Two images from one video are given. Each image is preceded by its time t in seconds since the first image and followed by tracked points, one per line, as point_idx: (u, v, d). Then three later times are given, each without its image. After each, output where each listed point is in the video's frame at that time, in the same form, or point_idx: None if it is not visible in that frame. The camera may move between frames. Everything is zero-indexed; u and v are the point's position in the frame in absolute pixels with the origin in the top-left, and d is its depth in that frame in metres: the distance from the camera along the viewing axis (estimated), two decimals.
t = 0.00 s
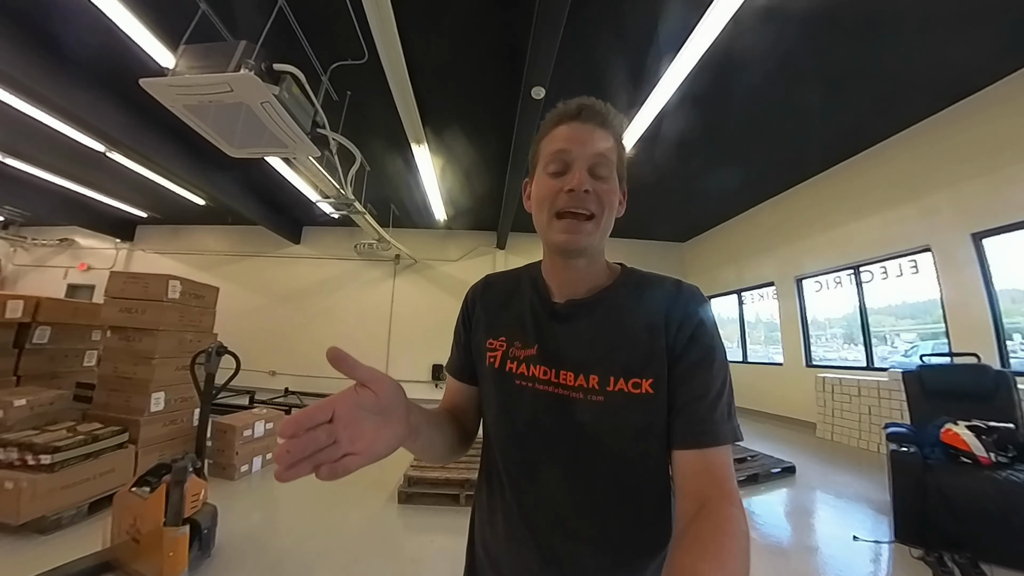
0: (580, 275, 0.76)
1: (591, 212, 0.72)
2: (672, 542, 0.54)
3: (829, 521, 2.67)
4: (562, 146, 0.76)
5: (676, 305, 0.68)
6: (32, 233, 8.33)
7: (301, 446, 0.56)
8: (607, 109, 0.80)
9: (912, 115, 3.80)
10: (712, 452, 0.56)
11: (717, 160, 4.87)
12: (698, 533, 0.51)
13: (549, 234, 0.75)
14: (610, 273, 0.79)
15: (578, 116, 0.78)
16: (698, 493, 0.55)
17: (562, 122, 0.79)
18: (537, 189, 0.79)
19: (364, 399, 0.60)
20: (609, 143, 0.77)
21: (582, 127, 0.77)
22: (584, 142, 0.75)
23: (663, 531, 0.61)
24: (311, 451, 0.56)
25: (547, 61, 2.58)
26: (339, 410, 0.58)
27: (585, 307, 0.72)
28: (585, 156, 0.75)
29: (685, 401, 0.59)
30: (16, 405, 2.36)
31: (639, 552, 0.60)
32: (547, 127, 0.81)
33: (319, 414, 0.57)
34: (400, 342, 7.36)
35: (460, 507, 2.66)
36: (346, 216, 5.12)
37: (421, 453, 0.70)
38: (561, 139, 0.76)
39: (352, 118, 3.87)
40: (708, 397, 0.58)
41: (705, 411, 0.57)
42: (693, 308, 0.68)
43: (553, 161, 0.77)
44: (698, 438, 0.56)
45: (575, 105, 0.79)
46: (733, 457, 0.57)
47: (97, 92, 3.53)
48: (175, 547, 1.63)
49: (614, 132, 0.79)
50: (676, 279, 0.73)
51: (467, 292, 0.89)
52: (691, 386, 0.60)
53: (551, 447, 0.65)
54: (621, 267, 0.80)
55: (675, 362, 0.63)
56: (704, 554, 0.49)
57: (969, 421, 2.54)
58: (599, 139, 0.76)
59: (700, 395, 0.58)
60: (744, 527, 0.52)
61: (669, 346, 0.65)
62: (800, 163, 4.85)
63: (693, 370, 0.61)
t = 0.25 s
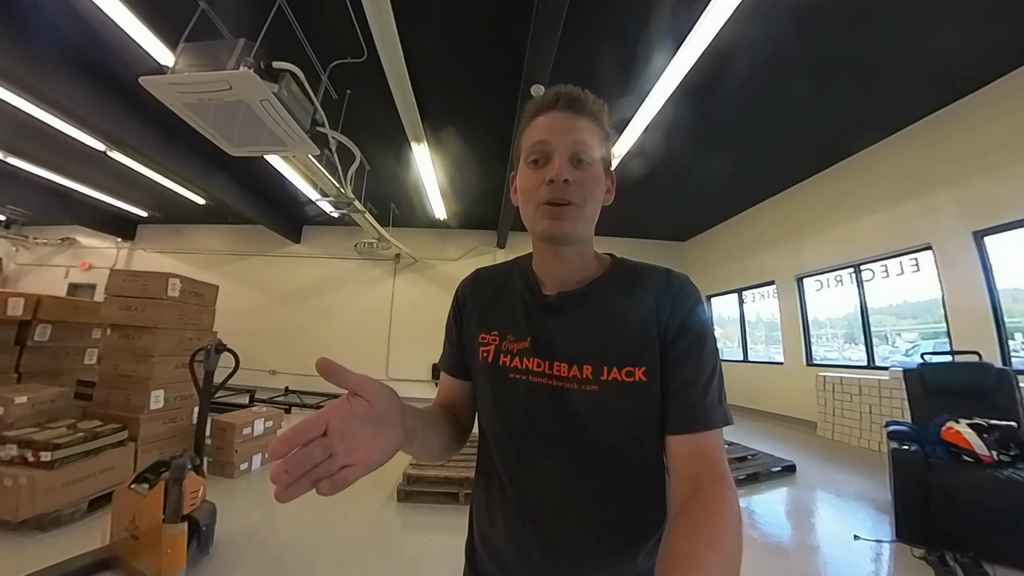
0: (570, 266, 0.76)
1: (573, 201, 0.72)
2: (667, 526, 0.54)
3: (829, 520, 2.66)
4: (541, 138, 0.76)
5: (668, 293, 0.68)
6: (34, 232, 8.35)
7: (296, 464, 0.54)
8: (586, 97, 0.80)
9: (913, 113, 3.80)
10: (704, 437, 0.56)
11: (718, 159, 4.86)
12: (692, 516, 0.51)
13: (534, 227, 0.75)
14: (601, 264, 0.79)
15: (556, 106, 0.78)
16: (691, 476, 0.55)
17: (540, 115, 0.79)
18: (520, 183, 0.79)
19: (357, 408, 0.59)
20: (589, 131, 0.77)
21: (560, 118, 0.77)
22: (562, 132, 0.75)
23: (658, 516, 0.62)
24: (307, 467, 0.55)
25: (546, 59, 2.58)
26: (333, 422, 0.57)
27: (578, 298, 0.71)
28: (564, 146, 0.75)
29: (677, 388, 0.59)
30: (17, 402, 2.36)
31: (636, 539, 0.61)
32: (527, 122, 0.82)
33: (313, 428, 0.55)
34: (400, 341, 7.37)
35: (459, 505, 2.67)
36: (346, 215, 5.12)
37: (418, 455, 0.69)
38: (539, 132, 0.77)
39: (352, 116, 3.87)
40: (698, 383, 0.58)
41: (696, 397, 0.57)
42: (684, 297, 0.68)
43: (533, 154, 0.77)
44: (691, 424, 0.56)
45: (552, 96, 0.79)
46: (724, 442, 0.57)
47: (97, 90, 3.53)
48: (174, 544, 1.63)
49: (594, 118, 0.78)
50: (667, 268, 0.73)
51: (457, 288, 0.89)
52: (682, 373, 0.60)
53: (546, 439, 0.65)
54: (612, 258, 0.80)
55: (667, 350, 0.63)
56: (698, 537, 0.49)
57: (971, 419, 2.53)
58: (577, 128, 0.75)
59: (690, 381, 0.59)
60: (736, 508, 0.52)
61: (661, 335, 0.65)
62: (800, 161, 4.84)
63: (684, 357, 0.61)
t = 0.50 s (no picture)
0: (564, 266, 0.76)
1: (565, 201, 0.72)
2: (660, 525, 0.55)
3: (829, 521, 2.66)
4: (530, 139, 0.77)
5: (662, 293, 0.70)
6: (35, 233, 8.37)
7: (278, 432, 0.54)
8: (574, 95, 0.81)
9: (912, 112, 3.80)
10: (698, 439, 0.57)
11: (718, 159, 4.87)
12: (685, 515, 0.52)
13: (526, 229, 0.75)
14: (596, 264, 0.79)
15: (543, 106, 0.79)
16: (686, 477, 0.56)
17: (527, 116, 0.80)
18: (511, 185, 0.80)
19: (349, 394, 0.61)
20: (578, 129, 0.77)
21: (548, 117, 0.78)
22: (550, 132, 0.76)
23: (653, 517, 0.63)
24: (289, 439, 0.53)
25: (545, 59, 2.58)
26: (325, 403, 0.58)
27: (572, 298, 0.72)
28: (553, 145, 0.76)
29: (673, 387, 0.60)
30: (19, 402, 2.38)
31: (630, 539, 0.61)
32: (516, 123, 0.83)
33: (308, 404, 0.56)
34: (401, 341, 7.37)
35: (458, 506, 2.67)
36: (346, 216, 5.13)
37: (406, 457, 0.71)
38: (528, 133, 0.77)
39: (351, 117, 3.88)
40: (693, 384, 0.59)
41: (691, 397, 0.58)
42: (679, 298, 0.69)
43: (523, 155, 0.78)
44: (685, 424, 0.58)
45: (539, 97, 0.80)
46: (718, 443, 0.58)
47: (98, 91, 3.54)
48: (173, 543, 1.63)
49: (583, 117, 0.80)
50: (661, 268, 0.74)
51: (449, 285, 0.89)
52: (677, 373, 0.61)
53: (540, 438, 0.66)
54: (607, 259, 0.80)
55: (663, 350, 0.64)
56: (691, 536, 0.50)
57: (971, 420, 2.53)
58: (565, 126, 0.76)
59: (685, 382, 0.60)
60: (728, 509, 0.53)
61: (656, 335, 0.66)
62: (800, 161, 4.84)
63: (680, 357, 0.62)
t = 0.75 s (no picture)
0: (563, 265, 0.77)
1: (564, 199, 0.73)
2: (663, 526, 0.57)
3: (827, 521, 2.67)
4: (529, 133, 0.78)
5: (665, 298, 0.72)
6: (38, 233, 8.41)
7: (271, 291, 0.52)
8: (574, 89, 0.81)
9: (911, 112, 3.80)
10: (701, 442, 0.60)
11: (718, 159, 4.88)
12: (689, 516, 0.54)
13: (524, 225, 0.76)
14: (595, 265, 0.81)
15: (543, 100, 0.80)
16: (688, 479, 0.59)
17: (527, 110, 0.81)
18: (510, 181, 0.81)
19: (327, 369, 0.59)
20: (577, 123, 0.78)
21: (548, 112, 0.79)
22: (551, 126, 0.77)
23: (652, 519, 0.64)
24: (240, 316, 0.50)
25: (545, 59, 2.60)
26: (309, 341, 0.57)
27: (573, 300, 0.73)
28: (552, 140, 0.77)
29: (677, 390, 0.63)
30: (22, 401, 2.40)
31: (630, 540, 0.63)
32: (516, 117, 0.84)
33: (304, 322, 0.55)
34: (402, 341, 7.40)
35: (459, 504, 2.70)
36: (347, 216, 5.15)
37: (365, 458, 0.71)
38: (527, 127, 0.78)
39: (352, 118, 3.90)
40: (696, 387, 0.62)
41: (694, 401, 0.61)
42: (683, 302, 0.71)
43: (522, 150, 0.78)
44: (689, 427, 0.60)
45: (540, 90, 0.81)
46: (719, 446, 0.61)
47: (100, 93, 3.56)
48: (177, 539, 1.65)
49: (583, 113, 0.80)
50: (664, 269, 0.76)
51: (441, 282, 0.88)
52: (681, 377, 0.64)
53: (542, 442, 0.66)
54: (605, 258, 0.82)
55: (666, 352, 0.67)
56: (694, 536, 0.52)
57: (968, 420, 2.55)
58: (565, 121, 0.77)
59: (688, 385, 0.63)
60: (729, 510, 0.55)
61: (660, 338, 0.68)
62: (800, 161, 4.85)
63: (684, 360, 0.65)
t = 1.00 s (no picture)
0: (576, 255, 0.80)
1: (576, 184, 0.74)
2: (677, 529, 0.60)
3: (824, 521, 2.70)
4: (547, 120, 0.80)
5: (683, 305, 0.75)
6: (40, 234, 8.46)
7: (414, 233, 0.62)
8: (592, 81, 0.85)
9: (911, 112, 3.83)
10: (716, 450, 0.65)
11: (717, 160, 4.91)
12: (704, 523, 0.58)
13: (537, 209, 0.78)
14: (611, 263, 0.85)
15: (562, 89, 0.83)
16: (704, 487, 0.63)
17: (547, 99, 0.84)
18: (526, 166, 0.83)
19: (398, 354, 0.61)
20: (594, 112, 0.80)
21: (566, 99, 0.81)
22: (567, 114, 0.79)
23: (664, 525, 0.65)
24: (386, 228, 0.59)
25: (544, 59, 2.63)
26: (411, 306, 0.61)
27: (587, 299, 0.75)
28: (569, 126, 0.79)
29: (697, 397, 0.67)
30: (28, 401, 2.43)
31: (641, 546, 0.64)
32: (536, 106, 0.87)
33: (421, 283, 0.61)
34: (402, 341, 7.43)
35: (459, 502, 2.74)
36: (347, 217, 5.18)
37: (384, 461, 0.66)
38: (546, 113, 0.81)
39: (353, 120, 3.93)
40: (714, 394, 0.67)
41: (713, 408, 0.66)
42: (701, 310, 0.75)
43: (539, 137, 0.81)
44: (708, 434, 0.65)
45: (562, 79, 0.84)
46: (734, 455, 0.65)
47: (103, 96, 3.60)
48: (180, 536, 1.69)
49: (600, 104, 0.83)
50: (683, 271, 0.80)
51: (447, 272, 0.86)
52: (700, 384, 0.68)
53: (555, 442, 0.67)
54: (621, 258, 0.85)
55: (686, 358, 0.70)
56: (708, 541, 0.56)
57: (962, 420, 2.57)
58: (580, 109, 0.80)
59: (707, 393, 0.67)
60: (744, 520, 0.59)
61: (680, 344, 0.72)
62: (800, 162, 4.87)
63: (703, 368, 0.69)
